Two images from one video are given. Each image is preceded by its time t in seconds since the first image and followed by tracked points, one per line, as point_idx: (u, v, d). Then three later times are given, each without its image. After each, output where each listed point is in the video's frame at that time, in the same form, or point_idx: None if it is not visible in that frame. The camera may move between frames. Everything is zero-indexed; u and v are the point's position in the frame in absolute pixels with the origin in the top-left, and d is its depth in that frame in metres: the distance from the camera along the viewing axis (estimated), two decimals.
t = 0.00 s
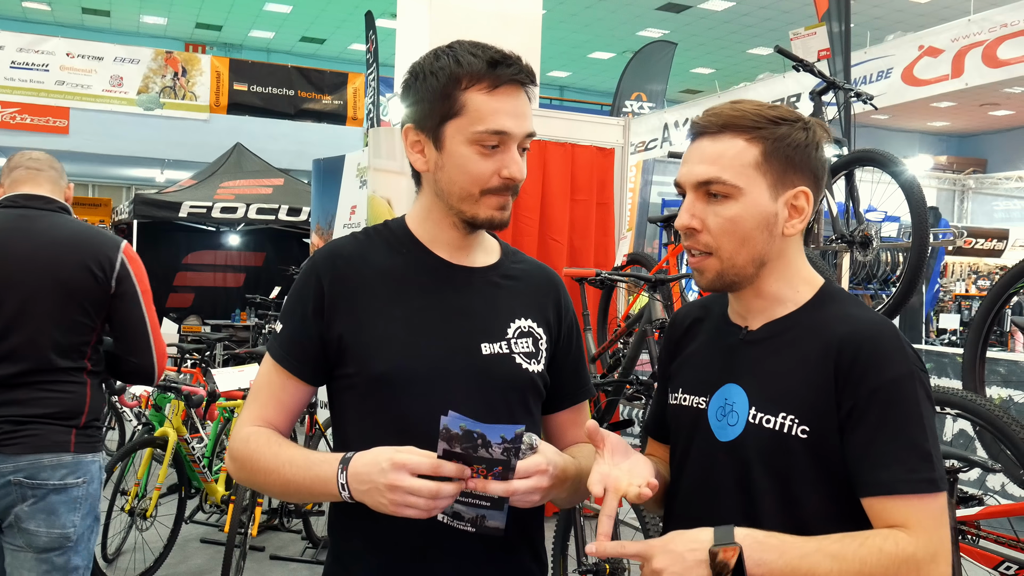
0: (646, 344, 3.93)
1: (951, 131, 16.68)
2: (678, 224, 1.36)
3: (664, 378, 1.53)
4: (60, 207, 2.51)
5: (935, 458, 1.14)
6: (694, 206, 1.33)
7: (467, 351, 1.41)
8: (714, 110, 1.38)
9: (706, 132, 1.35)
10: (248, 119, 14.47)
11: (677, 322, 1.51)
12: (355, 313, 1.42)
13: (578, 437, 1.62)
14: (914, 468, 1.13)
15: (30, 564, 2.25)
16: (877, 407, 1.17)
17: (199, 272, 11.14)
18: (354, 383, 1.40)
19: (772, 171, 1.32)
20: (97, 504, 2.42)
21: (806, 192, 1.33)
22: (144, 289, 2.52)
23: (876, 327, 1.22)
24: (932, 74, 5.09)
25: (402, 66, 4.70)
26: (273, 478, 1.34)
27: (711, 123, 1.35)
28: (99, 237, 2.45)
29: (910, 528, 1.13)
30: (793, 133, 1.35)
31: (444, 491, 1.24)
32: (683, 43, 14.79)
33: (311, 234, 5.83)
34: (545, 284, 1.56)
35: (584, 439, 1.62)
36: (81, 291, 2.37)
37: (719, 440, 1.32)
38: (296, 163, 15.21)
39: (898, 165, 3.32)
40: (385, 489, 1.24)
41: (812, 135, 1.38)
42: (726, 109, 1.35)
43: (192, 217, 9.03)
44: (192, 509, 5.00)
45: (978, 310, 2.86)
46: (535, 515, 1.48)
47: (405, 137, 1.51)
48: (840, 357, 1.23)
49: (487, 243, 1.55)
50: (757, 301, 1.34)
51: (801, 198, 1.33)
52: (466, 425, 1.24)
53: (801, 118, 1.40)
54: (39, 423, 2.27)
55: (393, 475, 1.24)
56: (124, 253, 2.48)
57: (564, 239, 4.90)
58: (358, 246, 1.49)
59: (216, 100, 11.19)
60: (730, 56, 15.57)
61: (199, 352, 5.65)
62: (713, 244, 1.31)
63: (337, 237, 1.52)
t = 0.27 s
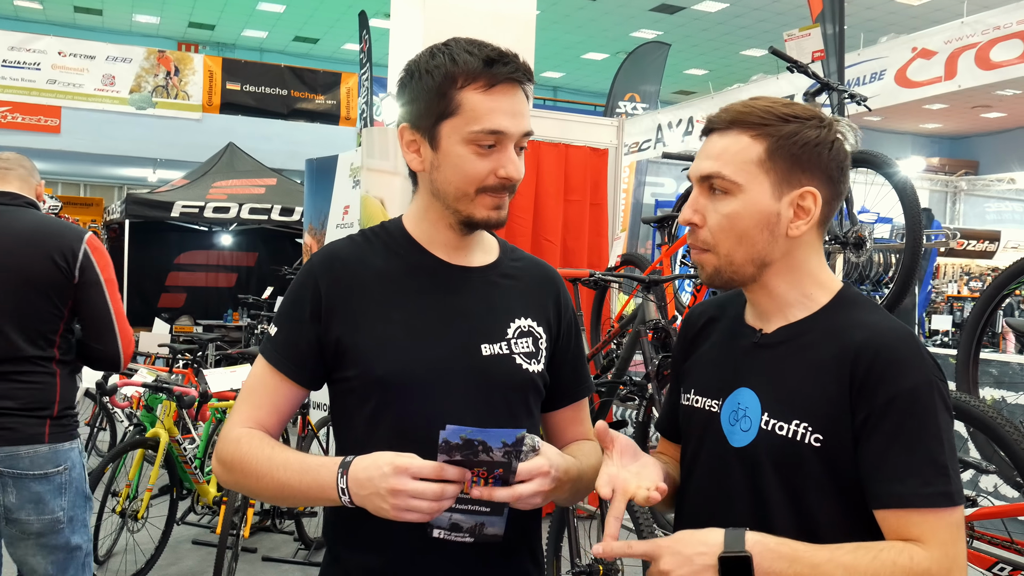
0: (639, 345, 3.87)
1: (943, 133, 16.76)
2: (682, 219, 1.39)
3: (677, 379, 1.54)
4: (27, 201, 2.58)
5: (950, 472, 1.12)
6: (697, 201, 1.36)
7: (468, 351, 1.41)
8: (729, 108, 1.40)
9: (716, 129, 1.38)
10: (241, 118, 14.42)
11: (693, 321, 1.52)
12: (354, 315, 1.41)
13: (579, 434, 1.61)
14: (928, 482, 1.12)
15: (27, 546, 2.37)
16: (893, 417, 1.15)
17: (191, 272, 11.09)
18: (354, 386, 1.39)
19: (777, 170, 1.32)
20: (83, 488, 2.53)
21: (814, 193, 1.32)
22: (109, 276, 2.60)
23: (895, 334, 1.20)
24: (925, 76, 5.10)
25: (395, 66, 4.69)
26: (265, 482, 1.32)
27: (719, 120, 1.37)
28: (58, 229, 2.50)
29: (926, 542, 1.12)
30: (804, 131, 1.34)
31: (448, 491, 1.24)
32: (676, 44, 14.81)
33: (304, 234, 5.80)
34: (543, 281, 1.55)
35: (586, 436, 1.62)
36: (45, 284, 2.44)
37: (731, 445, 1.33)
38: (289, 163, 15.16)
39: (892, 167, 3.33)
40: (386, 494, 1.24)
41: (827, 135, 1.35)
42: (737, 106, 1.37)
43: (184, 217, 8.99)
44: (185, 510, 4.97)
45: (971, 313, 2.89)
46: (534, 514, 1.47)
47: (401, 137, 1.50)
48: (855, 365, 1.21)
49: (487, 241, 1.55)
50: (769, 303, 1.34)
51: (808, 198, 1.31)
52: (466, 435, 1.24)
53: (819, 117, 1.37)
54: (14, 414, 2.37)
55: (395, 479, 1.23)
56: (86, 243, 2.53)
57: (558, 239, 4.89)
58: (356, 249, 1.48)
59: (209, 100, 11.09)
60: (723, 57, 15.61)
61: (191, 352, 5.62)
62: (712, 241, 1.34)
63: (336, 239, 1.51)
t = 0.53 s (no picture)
0: (628, 347, 3.84)
1: (929, 135, 16.92)
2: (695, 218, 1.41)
3: (692, 382, 1.55)
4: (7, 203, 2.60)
5: (962, 494, 1.09)
6: (710, 199, 1.37)
7: (462, 356, 1.39)
8: (752, 108, 1.39)
9: (737, 128, 1.39)
10: (229, 120, 14.34)
11: (710, 323, 1.54)
12: (349, 320, 1.39)
13: (575, 436, 1.60)
14: (938, 503, 1.09)
15: (20, 534, 2.44)
16: (903, 435, 1.12)
17: (179, 274, 11.01)
18: (348, 392, 1.37)
19: (788, 173, 1.30)
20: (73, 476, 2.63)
21: (825, 199, 1.29)
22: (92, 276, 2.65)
23: (909, 350, 1.17)
24: (913, 78, 5.11)
25: (385, 68, 4.66)
26: (257, 489, 1.30)
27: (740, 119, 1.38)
28: (41, 231, 2.54)
29: (938, 563, 1.09)
30: (822, 135, 1.31)
31: (440, 492, 1.22)
32: (665, 47, 14.86)
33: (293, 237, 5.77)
34: (537, 284, 1.53)
35: (581, 438, 1.60)
36: (32, 285, 2.48)
37: (738, 453, 1.33)
38: (277, 165, 15.07)
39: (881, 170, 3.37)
40: (379, 496, 1.22)
41: (848, 139, 1.32)
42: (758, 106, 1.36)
43: (172, 219, 8.93)
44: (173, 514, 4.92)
45: (959, 313, 2.89)
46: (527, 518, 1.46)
47: (393, 139, 1.49)
48: (865, 380, 1.19)
49: (479, 244, 1.53)
50: (782, 309, 1.34)
51: (818, 205, 1.29)
52: (462, 440, 1.19)
53: (843, 120, 1.34)
54: (10, 410, 2.44)
55: (386, 480, 1.22)
56: (68, 243, 2.58)
57: (546, 241, 4.88)
58: (351, 255, 1.46)
59: (197, 101, 10.98)
60: (711, 59, 15.68)
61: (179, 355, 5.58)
62: (721, 241, 1.35)
63: (332, 244, 1.50)
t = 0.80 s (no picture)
0: (616, 353, 3.82)
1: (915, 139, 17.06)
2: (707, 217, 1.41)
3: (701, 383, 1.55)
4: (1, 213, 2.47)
5: (958, 511, 1.07)
6: (724, 199, 1.37)
7: (450, 365, 1.37)
8: (772, 109, 1.38)
9: (755, 127, 1.38)
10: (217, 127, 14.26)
11: (721, 324, 1.54)
12: (341, 328, 1.37)
13: (562, 447, 1.58)
14: (933, 519, 1.07)
15: (12, 540, 2.30)
16: (899, 449, 1.10)
17: (166, 282, 10.91)
18: (337, 401, 1.35)
19: (803, 176, 1.29)
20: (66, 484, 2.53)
21: (840, 205, 1.28)
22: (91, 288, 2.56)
23: (914, 363, 1.14)
24: (899, 83, 5.14)
25: (372, 75, 4.64)
26: (258, 503, 1.29)
27: (759, 118, 1.37)
28: (42, 245, 2.44)
29: None
30: (841, 139, 1.29)
31: (434, 516, 1.21)
32: (652, 52, 14.93)
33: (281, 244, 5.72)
34: (525, 291, 1.52)
35: (567, 448, 1.59)
36: (34, 294, 2.38)
37: (738, 458, 1.33)
38: (265, 171, 14.98)
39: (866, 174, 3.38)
40: (376, 514, 1.21)
41: (867, 144, 1.29)
42: (778, 106, 1.35)
43: (159, 227, 8.86)
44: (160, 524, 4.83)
45: (947, 317, 2.89)
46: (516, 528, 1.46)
47: (380, 144, 1.47)
48: (864, 391, 1.17)
49: (468, 251, 1.51)
50: (790, 313, 1.32)
51: (833, 210, 1.28)
52: (451, 452, 1.16)
53: (864, 124, 1.31)
54: (14, 417, 2.34)
55: (384, 500, 1.20)
56: (67, 256, 2.50)
57: (535, 247, 4.87)
58: (338, 262, 1.43)
59: (184, 108, 10.90)
60: (698, 65, 15.76)
61: (166, 363, 5.51)
62: (732, 241, 1.35)
63: (322, 251, 1.47)
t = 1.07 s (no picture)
0: (600, 356, 3.83)
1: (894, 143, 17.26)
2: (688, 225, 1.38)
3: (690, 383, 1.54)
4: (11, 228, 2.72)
5: (928, 524, 1.08)
6: (705, 207, 1.34)
7: (429, 370, 1.35)
8: (750, 115, 1.36)
9: (736, 135, 1.36)
10: (198, 131, 14.12)
11: (712, 325, 1.54)
12: (322, 334, 1.34)
13: (543, 452, 1.56)
14: (904, 531, 1.08)
15: (23, 524, 2.57)
16: (878, 459, 1.10)
17: (147, 287, 10.77)
18: (317, 406, 1.32)
19: (785, 185, 1.27)
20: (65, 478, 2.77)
21: (822, 214, 1.27)
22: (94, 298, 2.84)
23: (902, 374, 1.14)
24: (878, 87, 5.18)
25: (354, 79, 4.62)
26: (247, 510, 1.27)
27: (739, 125, 1.35)
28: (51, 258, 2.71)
29: None
30: (823, 147, 1.28)
31: (419, 524, 1.19)
32: (635, 57, 15.00)
33: (263, 249, 5.66)
34: (508, 297, 1.50)
35: (549, 453, 1.56)
36: (46, 305, 2.65)
37: (728, 463, 1.32)
38: (247, 176, 14.84)
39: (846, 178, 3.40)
40: (361, 515, 1.19)
41: (849, 151, 1.28)
42: (757, 112, 1.33)
43: (140, 232, 8.73)
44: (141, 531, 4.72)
45: (926, 321, 2.90)
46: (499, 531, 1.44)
47: (360, 149, 1.45)
48: (850, 400, 1.16)
49: (448, 256, 1.49)
50: (775, 319, 1.31)
51: (815, 219, 1.27)
52: (421, 460, 1.13)
53: (846, 130, 1.30)
54: (29, 415, 2.60)
55: (371, 501, 1.19)
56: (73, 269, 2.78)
57: (518, 251, 4.86)
58: (317, 265, 1.40)
59: (165, 113, 10.76)
60: (680, 69, 15.86)
61: (147, 369, 5.43)
62: (713, 251, 1.32)
63: (302, 255, 1.44)
